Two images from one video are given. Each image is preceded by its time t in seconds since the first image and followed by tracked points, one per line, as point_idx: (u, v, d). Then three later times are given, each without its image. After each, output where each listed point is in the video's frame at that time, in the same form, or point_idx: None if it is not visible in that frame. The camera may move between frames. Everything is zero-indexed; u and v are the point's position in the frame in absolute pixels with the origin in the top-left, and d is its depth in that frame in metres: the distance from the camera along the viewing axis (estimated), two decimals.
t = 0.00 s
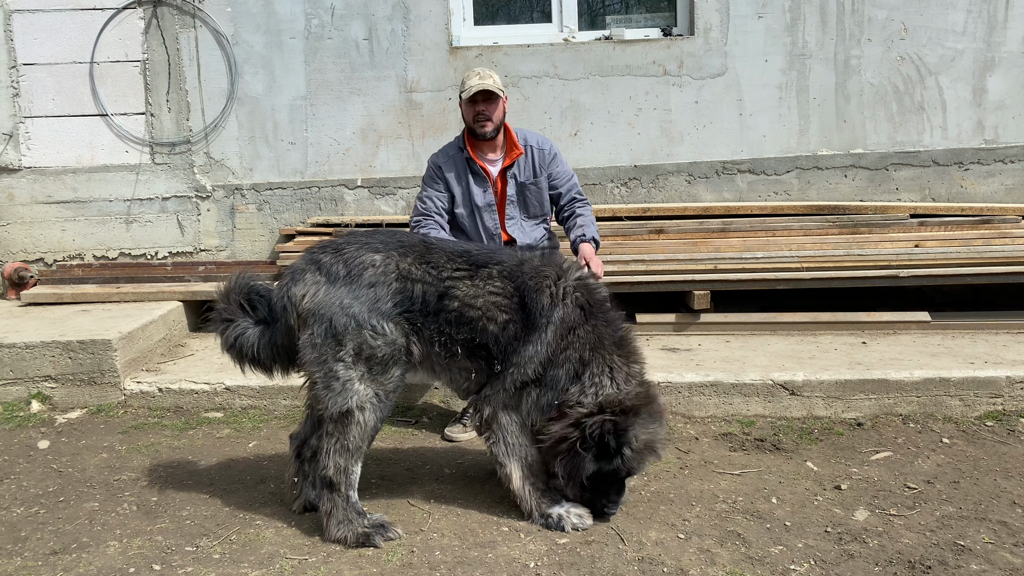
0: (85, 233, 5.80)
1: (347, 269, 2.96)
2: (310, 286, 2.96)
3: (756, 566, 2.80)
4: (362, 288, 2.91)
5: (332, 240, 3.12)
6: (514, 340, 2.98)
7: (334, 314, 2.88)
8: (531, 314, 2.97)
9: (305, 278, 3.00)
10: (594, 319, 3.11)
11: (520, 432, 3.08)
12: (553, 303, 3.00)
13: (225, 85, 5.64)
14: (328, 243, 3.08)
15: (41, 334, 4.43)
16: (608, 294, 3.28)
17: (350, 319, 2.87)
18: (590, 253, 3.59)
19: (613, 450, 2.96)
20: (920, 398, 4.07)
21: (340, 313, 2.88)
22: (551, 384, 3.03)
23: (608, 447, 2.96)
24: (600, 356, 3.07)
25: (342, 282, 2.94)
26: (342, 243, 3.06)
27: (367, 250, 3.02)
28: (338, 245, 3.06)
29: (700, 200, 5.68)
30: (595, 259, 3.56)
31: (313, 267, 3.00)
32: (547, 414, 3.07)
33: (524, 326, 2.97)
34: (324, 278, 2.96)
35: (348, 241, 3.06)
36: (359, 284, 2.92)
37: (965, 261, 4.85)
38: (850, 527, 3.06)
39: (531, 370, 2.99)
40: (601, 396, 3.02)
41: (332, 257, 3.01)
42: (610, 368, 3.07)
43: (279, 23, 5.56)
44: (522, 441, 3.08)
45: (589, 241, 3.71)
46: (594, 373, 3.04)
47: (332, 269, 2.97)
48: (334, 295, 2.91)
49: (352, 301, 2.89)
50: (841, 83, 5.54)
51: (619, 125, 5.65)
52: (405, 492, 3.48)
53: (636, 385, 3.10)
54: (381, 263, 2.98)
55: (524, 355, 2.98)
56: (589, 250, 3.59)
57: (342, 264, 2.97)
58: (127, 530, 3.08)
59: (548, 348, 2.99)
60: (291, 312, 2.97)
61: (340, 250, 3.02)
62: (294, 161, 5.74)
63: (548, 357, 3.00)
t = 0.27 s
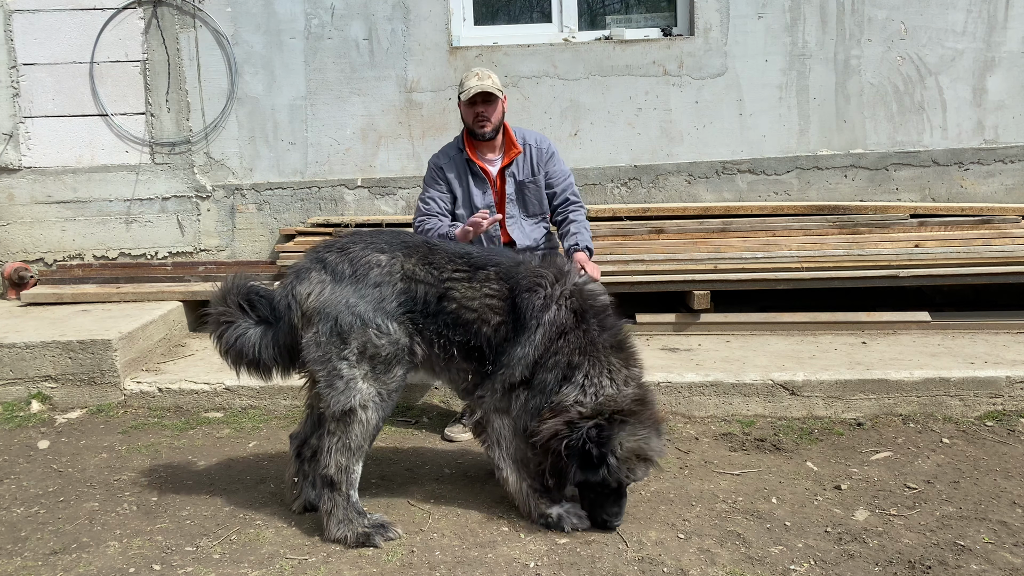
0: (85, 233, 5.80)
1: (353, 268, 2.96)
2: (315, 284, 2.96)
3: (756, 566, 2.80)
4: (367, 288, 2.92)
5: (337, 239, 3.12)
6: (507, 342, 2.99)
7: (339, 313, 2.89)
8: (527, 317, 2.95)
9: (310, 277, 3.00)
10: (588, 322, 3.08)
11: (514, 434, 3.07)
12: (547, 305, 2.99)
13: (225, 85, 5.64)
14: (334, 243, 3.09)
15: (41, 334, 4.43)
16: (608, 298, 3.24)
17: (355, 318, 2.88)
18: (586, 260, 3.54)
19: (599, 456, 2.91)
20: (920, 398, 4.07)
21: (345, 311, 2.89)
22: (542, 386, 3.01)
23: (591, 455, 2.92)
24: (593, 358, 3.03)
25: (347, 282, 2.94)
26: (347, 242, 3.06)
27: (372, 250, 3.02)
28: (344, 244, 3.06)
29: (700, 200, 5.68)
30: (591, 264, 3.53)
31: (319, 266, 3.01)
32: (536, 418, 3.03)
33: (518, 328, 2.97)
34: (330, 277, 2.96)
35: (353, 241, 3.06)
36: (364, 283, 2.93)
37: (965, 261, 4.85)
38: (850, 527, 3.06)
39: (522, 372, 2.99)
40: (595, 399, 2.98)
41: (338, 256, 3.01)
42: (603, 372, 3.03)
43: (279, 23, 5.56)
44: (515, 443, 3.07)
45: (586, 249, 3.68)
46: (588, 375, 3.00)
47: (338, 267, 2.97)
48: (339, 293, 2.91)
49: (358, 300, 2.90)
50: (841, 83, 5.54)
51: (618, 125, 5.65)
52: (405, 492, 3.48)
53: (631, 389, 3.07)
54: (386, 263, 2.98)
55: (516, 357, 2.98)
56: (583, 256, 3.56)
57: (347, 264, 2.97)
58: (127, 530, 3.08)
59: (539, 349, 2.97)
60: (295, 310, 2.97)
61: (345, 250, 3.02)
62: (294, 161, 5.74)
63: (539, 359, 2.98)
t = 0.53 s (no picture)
0: (85, 233, 5.80)
1: (352, 266, 2.96)
2: (314, 282, 2.96)
3: (756, 566, 2.80)
4: (365, 286, 2.92)
5: (337, 238, 3.12)
6: (503, 343, 2.98)
7: (337, 311, 2.89)
8: (524, 319, 2.94)
9: (309, 275, 3.00)
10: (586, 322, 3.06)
11: (512, 434, 3.07)
12: (544, 306, 2.97)
13: (225, 85, 5.64)
14: (333, 241, 3.09)
15: (41, 334, 4.43)
16: (608, 299, 3.22)
17: (353, 316, 2.88)
18: (589, 259, 3.56)
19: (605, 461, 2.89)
20: (920, 398, 4.07)
21: (343, 309, 2.89)
22: (540, 388, 2.98)
23: (599, 460, 2.90)
24: (591, 358, 3.01)
25: (346, 280, 2.94)
26: (346, 241, 3.06)
27: (371, 248, 3.02)
28: (343, 242, 3.06)
29: (700, 200, 5.68)
30: (593, 263, 3.54)
31: (318, 264, 3.01)
32: (535, 419, 3.00)
33: (514, 329, 2.96)
34: (328, 275, 2.96)
35: (353, 239, 3.06)
36: (362, 281, 2.93)
37: (965, 261, 4.85)
38: (850, 527, 3.06)
39: (519, 373, 2.98)
40: (597, 399, 2.97)
41: (337, 255, 3.01)
42: (602, 372, 3.01)
43: (279, 23, 5.56)
44: (513, 444, 3.07)
45: (588, 249, 3.72)
46: (588, 376, 2.98)
47: (336, 265, 2.97)
48: (338, 291, 2.91)
49: (355, 298, 2.90)
50: (841, 83, 5.54)
51: (618, 125, 5.65)
52: (405, 492, 3.48)
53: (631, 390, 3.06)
54: (385, 261, 2.98)
55: (512, 357, 2.97)
56: (587, 257, 3.59)
57: (346, 262, 2.97)
58: (127, 530, 3.08)
59: (536, 350, 2.95)
60: (295, 309, 2.98)
61: (344, 248, 3.02)
62: (294, 161, 5.74)
63: (536, 360, 2.96)
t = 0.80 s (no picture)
0: (85, 233, 5.80)
1: (354, 266, 2.96)
2: (316, 282, 2.96)
3: (756, 566, 2.80)
4: (367, 286, 2.92)
5: (339, 238, 3.13)
6: (505, 344, 2.99)
7: (339, 310, 2.89)
8: (526, 320, 2.94)
9: (312, 274, 3.00)
10: (589, 322, 3.07)
11: (513, 434, 3.07)
12: (547, 306, 2.97)
13: (225, 85, 5.64)
14: (336, 241, 3.09)
15: (41, 334, 4.43)
16: (610, 300, 3.21)
17: (355, 316, 2.88)
18: (589, 259, 3.58)
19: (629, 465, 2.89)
20: (920, 398, 4.07)
21: (344, 309, 2.89)
22: (543, 387, 2.99)
23: (623, 464, 2.90)
24: (597, 359, 3.00)
25: (348, 279, 2.94)
26: (348, 241, 3.06)
27: (374, 249, 3.02)
28: (345, 242, 3.06)
29: (700, 200, 5.68)
30: (594, 263, 3.55)
31: (320, 264, 3.01)
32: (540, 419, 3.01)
33: (515, 329, 2.96)
34: (330, 275, 2.97)
35: (355, 239, 3.06)
36: (364, 281, 2.93)
37: (965, 261, 4.85)
38: (850, 527, 3.06)
39: (522, 373, 2.98)
40: (606, 400, 2.95)
41: (339, 254, 3.01)
42: (611, 372, 3.01)
43: (279, 23, 5.56)
44: (514, 444, 3.08)
45: (589, 250, 3.72)
46: (596, 376, 2.97)
47: (339, 265, 2.98)
48: (340, 291, 2.92)
49: (357, 298, 2.90)
50: (841, 83, 5.54)
51: (618, 125, 5.64)
52: (405, 492, 3.48)
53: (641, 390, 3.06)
54: (387, 261, 2.99)
55: (514, 359, 2.97)
56: (588, 257, 3.59)
57: (348, 261, 2.98)
58: (127, 530, 3.08)
59: (539, 350, 2.95)
60: (297, 309, 2.98)
61: (346, 248, 3.02)
62: (294, 161, 5.74)
63: (540, 360, 2.96)
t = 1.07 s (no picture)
0: (85, 233, 5.80)
1: (354, 267, 2.96)
2: (316, 282, 2.95)
3: (756, 566, 2.80)
4: (367, 287, 2.92)
5: (340, 237, 3.12)
6: (511, 345, 2.97)
7: (339, 311, 2.89)
8: (530, 322, 2.94)
9: (312, 274, 3.00)
10: (599, 326, 3.07)
11: (516, 435, 3.09)
12: (554, 309, 2.97)
13: (225, 85, 5.64)
14: (337, 241, 3.09)
15: (41, 335, 4.43)
16: (614, 302, 3.23)
17: (355, 317, 2.88)
18: (589, 259, 3.58)
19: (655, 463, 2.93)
20: (920, 398, 4.07)
21: (344, 310, 2.89)
22: (548, 389, 3.01)
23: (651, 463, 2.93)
24: (605, 363, 3.02)
25: (348, 280, 2.94)
26: (349, 241, 3.06)
27: (375, 249, 3.02)
28: (346, 242, 3.05)
29: (700, 200, 5.68)
30: (595, 263, 3.55)
31: (320, 264, 3.00)
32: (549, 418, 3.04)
33: (522, 331, 2.95)
34: (331, 275, 2.96)
35: (356, 240, 3.06)
36: (364, 282, 2.93)
37: (965, 261, 4.85)
38: (850, 527, 3.06)
39: (528, 374, 2.98)
40: (615, 404, 2.98)
41: (340, 255, 3.01)
42: (623, 377, 3.02)
43: (279, 23, 5.56)
44: (516, 444, 3.09)
45: (589, 250, 3.72)
46: (605, 380, 3.00)
47: (339, 265, 2.97)
48: (340, 291, 2.91)
49: (357, 299, 2.90)
50: (841, 83, 5.54)
51: (618, 125, 5.64)
52: (405, 492, 3.48)
53: (652, 394, 3.08)
54: (388, 262, 2.98)
55: (521, 359, 2.96)
56: (587, 257, 3.60)
57: (349, 262, 2.97)
58: (127, 530, 3.08)
59: (547, 353, 2.96)
60: (297, 309, 2.98)
61: (347, 248, 3.02)
62: (294, 161, 5.74)
63: (547, 362, 2.97)
